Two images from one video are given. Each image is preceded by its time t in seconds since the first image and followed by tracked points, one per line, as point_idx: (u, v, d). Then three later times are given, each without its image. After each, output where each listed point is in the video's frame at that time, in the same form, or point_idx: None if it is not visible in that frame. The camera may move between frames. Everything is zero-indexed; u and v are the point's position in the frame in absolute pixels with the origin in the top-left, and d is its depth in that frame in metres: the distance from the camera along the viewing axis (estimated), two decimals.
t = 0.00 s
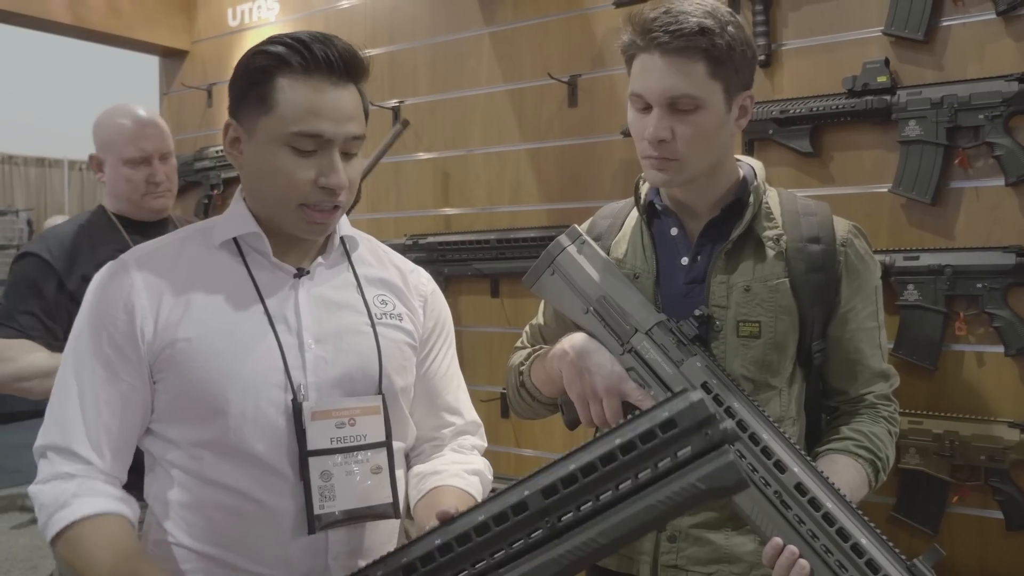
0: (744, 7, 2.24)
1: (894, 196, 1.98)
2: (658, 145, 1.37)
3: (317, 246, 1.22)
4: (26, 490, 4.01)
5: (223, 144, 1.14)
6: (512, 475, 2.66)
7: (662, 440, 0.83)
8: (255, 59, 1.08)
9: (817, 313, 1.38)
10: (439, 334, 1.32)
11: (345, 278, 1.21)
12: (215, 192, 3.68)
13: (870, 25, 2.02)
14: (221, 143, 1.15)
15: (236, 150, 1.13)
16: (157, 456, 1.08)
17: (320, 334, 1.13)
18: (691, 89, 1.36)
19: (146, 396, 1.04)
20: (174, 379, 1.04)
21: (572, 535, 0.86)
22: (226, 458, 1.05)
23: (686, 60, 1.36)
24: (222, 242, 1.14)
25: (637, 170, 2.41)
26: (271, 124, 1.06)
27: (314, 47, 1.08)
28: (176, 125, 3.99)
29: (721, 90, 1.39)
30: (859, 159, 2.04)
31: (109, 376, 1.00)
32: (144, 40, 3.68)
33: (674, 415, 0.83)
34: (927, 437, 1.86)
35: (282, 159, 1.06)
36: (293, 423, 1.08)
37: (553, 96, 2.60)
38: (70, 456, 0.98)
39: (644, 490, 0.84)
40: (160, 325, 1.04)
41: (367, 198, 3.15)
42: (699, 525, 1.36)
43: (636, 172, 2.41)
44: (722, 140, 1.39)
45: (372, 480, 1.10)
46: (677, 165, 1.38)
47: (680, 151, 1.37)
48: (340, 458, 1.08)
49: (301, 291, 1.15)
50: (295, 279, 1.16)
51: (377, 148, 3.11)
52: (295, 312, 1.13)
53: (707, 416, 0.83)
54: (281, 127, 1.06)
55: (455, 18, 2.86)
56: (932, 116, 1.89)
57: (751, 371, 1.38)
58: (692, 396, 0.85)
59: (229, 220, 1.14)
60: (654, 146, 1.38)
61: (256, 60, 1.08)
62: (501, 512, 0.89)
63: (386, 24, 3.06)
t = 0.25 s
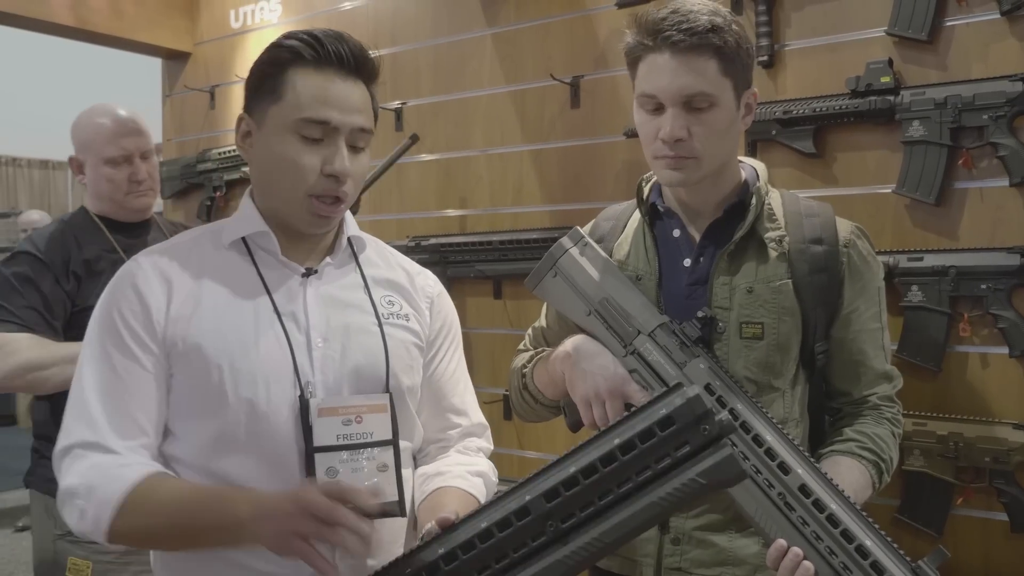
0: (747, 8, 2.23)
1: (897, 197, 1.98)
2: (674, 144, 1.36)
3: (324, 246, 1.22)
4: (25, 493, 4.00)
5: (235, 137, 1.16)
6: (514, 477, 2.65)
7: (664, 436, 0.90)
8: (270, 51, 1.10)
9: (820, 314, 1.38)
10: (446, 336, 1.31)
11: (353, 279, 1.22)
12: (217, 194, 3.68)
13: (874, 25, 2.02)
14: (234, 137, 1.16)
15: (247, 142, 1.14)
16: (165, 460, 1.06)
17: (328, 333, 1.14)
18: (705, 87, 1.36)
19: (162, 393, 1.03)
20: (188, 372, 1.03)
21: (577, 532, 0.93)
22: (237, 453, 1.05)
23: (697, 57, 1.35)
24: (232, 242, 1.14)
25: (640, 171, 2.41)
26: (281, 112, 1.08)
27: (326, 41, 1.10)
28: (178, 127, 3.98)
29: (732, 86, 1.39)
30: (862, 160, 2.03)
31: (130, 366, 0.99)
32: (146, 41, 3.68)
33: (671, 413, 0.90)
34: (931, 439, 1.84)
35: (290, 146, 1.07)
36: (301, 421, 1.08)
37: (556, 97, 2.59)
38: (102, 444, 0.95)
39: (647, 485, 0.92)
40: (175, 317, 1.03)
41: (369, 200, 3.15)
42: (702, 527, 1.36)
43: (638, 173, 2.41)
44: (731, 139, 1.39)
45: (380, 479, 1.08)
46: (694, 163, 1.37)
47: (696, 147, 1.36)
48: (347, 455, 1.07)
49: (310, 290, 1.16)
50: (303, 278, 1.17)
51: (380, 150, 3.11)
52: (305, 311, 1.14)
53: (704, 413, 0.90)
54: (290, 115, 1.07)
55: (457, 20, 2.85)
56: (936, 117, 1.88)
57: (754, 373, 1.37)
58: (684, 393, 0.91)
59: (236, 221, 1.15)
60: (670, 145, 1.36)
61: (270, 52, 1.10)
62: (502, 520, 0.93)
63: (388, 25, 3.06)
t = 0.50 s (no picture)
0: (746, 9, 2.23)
1: (896, 198, 1.97)
2: (673, 143, 1.36)
3: (338, 246, 1.24)
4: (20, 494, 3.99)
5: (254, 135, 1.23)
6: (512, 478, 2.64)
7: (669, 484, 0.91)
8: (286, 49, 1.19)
9: (818, 316, 1.37)
10: (453, 339, 1.33)
11: (364, 280, 1.22)
12: (216, 195, 3.66)
13: (873, 26, 2.01)
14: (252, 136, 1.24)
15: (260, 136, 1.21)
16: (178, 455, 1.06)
17: (342, 333, 1.14)
18: (704, 86, 1.35)
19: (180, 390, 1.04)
20: (205, 367, 1.04)
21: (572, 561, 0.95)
22: (250, 450, 1.05)
23: (695, 58, 1.35)
24: (246, 241, 1.15)
25: (639, 172, 2.41)
26: (288, 97, 1.15)
27: (336, 37, 1.18)
28: (177, 127, 3.98)
29: (731, 86, 1.38)
30: (861, 161, 2.03)
31: (148, 360, 1.00)
32: (145, 41, 3.68)
33: (679, 459, 0.91)
34: (930, 441, 1.84)
35: (294, 126, 1.14)
36: (313, 417, 1.08)
37: (554, 98, 2.59)
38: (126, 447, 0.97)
39: (649, 522, 0.95)
40: (192, 313, 1.04)
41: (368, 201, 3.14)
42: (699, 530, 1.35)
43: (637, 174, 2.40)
44: (730, 138, 1.39)
45: (385, 479, 1.09)
46: (693, 161, 1.37)
47: (695, 146, 1.35)
48: (359, 454, 1.08)
49: (323, 290, 1.16)
50: (317, 278, 1.17)
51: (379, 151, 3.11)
52: (319, 310, 1.14)
53: (712, 462, 0.92)
54: (295, 98, 1.14)
55: (456, 20, 2.85)
56: (935, 117, 1.87)
57: (752, 374, 1.37)
58: (690, 438, 0.92)
59: (254, 217, 1.16)
60: (669, 144, 1.36)
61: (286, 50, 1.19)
62: (498, 550, 0.94)
63: (387, 26, 3.05)
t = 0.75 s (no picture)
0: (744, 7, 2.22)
1: (894, 196, 1.97)
2: (662, 142, 1.35)
3: (349, 243, 1.23)
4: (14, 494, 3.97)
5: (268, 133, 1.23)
6: (508, 477, 2.64)
7: (669, 523, 0.96)
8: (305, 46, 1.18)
9: (816, 314, 1.37)
10: (460, 340, 1.32)
11: (373, 279, 1.22)
12: (212, 193, 3.64)
13: (871, 25, 2.01)
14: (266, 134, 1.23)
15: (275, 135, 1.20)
16: (187, 448, 1.07)
17: (352, 330, 1.14)
18: (697, 85, 1.35)
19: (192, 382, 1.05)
20: (215, 361, 1.05)
21: None
22: (260, 444, 1.06)
23: (689, 56, 1.34)
24: (258, 238, 1.15)
25: (636, 170, 2.40)
26: (309, 94, 1.15)
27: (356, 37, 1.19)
28: (173, 125, 3.97)
29: (725, 86, 1.38)
30: (859, 159, 2.03)
31: (160, 356, 1.01)
32: (142, 39, 3.67)
33: (681, 502, 0.95)
34: (928, 439, 1.84)
35: (316, 123, 1.14)
36: (321, 414, 1.08)
37: (552, 96, 2.58)
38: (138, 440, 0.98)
39: (646, 556, 0.99)
40: (202, 308, 1.05)
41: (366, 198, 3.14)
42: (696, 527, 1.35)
43: (634, 172, 2.40)
44: (726, 137, 1.38)
45: (394, 475, 1.11)
46: (682, 159, 1.36)
47: (685, 146, 1.35)
48: (369, 452, 1.10)
49: (333, 288, 1.16)
50: (328, 276, 1.17)
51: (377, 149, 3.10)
52: (329, 307, 1.14)
53: (710, 509, 0.95)
54: (317, 96, 1.14)
55: (453, 18, 2.84)
56: (934, 116, 1.87)
57: (750, 372, 1.36)
58: (699, 484, 0.97)
59: (264, 216, 1.16)
60: (658, 142, 1.35)
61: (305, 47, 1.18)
62: (516, 560, 1.00)
63: (384, 23, 3.05)
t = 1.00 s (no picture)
0: None
1: (894, 174, 1.96)
2: (660, 122, 1.34)
3: (355, 217, 1.22)
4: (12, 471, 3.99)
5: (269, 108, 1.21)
6: (506, 454, 2.64)
7: (665, 504, 0.96)
8: (304, 19, 1.17)
9: (815, 291, 1.36)
10: (465, 318, 1.31)
11: (379, 254, 1.20)
12: (210, 170, 3.63)
13: (873, 1, 1.99)
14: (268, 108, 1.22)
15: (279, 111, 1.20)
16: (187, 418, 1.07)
17: (358, 303, 1.13)
18: (696, 65, 1.33)
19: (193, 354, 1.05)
20: (217, 335, 1.04)
21: (568, 560, 0.99)
22: (263, 417, 1.06)
23: (689, 36, 1.33)
24: (263, 211, 1.14)
25: (636, 147, 2.39)
26: (308, 69, 1.13)
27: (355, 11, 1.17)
28: (170, 102, 3.95)
29: (725, 66, 1.36)
30: (860, 136, 2.01)
31: (162, 328, 1.00)
32: (138, 15, 3.64)
33: (678, 484, 0.96)
34: (924, 417, 1.84)
35: (317, 100, 1.13)
36: (327, 389, 1.08)
37: (552, 73, 2.57)
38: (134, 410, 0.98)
39: (640, 536, 0.98)
40: (207, 282, 1.05)
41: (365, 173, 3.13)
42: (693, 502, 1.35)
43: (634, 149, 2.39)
44: (725, 116, 1.37)
45: (399, 449, 1.10)
46: (680, 140, 1.36)
47: (682, 126, 1.34)
48: (374, 426, 1.09)
49: (339, 262, 1.15)
50: (334, 250, 1.16)
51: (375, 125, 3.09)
52: (335, 281, 1.13)
53: (708, 492, 0.96)
54: (315, 71, 1.13)
55: None
56: (936, 93, 1.86)
57: (749, 348, 1.36)
58: (696, 465, 0.97)
59: (270, 190, 1.15)
60: (656, 122, 1.35)
61: (304, 21, 1.17)
62: (507, 534, 0.99)
63: None
